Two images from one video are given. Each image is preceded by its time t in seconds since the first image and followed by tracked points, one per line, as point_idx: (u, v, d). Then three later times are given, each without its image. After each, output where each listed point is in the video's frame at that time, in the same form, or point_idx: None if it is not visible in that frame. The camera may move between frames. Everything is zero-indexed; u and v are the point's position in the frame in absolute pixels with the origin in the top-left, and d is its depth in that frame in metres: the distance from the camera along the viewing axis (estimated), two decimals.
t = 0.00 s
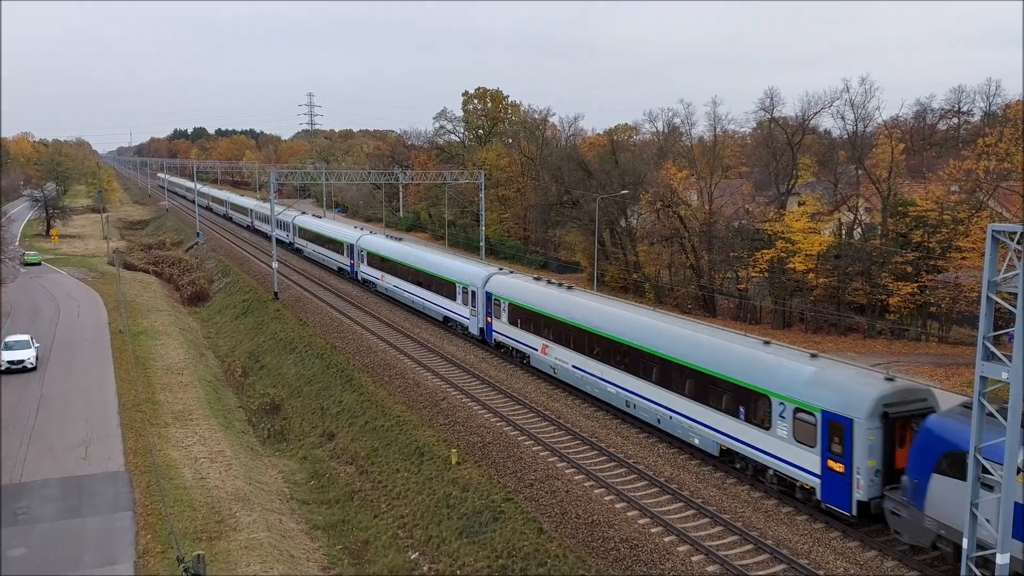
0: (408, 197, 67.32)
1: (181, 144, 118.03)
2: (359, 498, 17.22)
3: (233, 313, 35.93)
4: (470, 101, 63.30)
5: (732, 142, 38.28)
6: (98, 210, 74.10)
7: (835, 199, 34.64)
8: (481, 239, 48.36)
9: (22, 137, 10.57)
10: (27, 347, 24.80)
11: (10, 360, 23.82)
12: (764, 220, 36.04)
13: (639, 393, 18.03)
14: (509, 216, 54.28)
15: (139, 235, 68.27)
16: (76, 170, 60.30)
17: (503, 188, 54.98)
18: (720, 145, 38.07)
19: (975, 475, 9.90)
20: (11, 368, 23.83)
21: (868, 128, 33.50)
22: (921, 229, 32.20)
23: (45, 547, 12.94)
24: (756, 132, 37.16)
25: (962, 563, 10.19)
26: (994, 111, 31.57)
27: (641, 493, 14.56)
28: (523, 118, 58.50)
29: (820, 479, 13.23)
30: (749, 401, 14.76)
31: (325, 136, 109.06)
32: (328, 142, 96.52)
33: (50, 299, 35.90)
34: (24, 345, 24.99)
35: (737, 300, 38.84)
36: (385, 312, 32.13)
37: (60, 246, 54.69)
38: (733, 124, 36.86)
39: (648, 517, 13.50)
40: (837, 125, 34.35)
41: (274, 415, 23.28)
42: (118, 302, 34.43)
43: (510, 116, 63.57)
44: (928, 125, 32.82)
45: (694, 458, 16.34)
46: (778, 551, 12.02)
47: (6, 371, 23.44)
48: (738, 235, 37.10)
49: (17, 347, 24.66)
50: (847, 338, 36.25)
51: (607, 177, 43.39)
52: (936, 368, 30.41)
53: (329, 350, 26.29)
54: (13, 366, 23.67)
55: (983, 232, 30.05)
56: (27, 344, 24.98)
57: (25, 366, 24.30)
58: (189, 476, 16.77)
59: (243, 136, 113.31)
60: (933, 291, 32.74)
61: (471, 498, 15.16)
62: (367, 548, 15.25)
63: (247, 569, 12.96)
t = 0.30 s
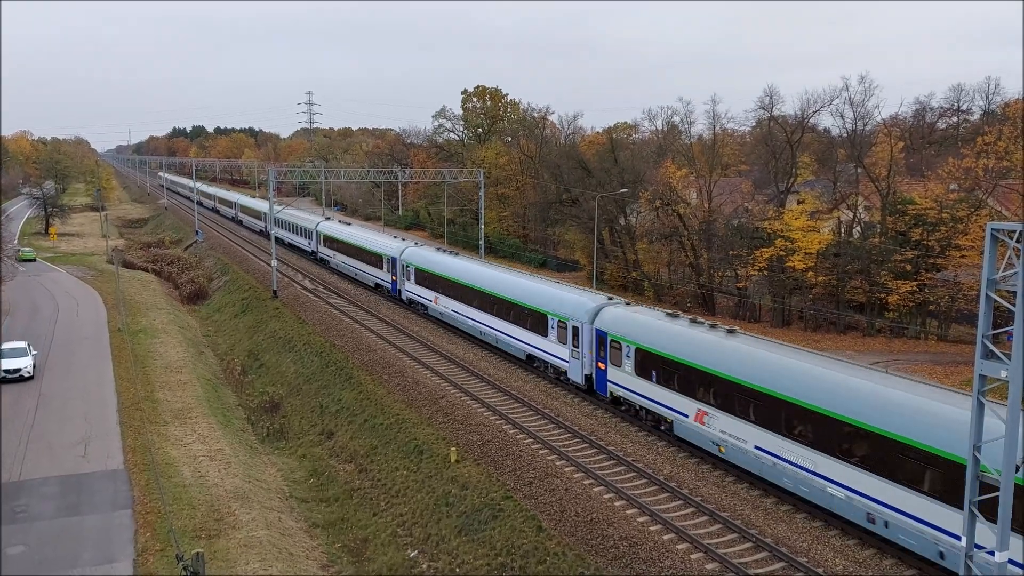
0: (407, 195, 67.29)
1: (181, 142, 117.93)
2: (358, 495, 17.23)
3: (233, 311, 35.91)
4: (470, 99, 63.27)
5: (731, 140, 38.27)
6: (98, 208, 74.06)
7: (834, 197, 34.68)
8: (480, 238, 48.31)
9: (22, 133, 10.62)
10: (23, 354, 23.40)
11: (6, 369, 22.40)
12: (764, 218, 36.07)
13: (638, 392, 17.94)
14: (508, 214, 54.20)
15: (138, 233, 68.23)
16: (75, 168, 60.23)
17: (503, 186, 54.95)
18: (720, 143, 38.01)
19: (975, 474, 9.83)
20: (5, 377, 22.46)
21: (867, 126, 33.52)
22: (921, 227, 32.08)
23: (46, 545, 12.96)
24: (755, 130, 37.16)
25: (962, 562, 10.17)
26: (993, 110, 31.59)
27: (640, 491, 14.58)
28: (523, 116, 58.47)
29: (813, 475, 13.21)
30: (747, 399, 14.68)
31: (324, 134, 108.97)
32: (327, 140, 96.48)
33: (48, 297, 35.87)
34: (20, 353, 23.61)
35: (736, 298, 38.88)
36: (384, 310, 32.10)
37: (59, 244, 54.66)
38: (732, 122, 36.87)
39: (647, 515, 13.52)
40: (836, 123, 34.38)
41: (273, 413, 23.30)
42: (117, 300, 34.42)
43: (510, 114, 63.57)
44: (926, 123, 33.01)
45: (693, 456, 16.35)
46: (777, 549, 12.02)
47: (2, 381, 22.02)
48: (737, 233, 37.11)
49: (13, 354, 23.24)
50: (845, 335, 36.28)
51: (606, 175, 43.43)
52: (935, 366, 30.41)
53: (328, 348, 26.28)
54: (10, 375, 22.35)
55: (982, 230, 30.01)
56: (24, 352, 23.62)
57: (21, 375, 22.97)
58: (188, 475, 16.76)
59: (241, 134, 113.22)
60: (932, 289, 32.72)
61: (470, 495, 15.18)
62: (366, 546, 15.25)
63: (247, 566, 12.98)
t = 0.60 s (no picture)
0: (406, 194, 67.28)
1: (179, 140, 118.08)
2: (357, 494, 17.23)
3: (233, 310, 35.86)
4: (469, 98, 63.22)
5: (730, 139, 38.27)
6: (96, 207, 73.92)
7: (834, 195, 34.73)
8: (479, 236, 48.29)
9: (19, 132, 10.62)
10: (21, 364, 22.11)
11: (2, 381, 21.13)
12: (763, 216, 36.09)
13: (636, 389, 17.94)
14: (507, 213, 54.12)
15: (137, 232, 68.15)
16: (75, 167, 60.21)
17: (502, 184, 54.87)
18: (719, 142, 38.00)
19: (974, 472, 9.82)
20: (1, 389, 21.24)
21: (867, 125, 33.58)
22: (920, 225, 32.20)
23: (45, 544, 12.98)
24: (755, 129, 37.15)
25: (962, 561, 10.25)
26: (992, 108, 31.57)
27: (639, 490, 14.58)
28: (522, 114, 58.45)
29: (815, 474, 13.24)
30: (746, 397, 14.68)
31: (323, 132, 108.87)
32: (326, 139, 96.38)
33: (48, 296, 35.84)
34: (17, 362, 22.46)
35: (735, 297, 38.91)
36: (384, 309, 32.09)
37: (58, 243, 54.58)
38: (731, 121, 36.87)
39: (647, 514, 13.51)
40: (835, 122, 34.39)
41: (273, 412, 23.29)
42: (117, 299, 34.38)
43: (509, 113, 63.50)
44: (926, 122, 32.76)
45: (692, 454, 16.34)
46: (776, 548, 12.03)
47: None
48: (736, 232, 37.12)
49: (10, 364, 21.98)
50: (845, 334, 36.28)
51: (605, 174, 43.49)
52: (934, 365, 30.42)
53: (327, 347, 26.25)
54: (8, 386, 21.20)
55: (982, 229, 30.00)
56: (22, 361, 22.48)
57: (18, 386, 21.71)
58: (187, 473, 16.76)
59: (240, 133, 113.04)
60: (932, 288, 32.69)
61: (469, 494, 15.17)
62: (365, 545, 15.25)
63: (246, 565, 12.97)
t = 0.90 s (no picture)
0: (406, 193, 67.29)
1: (179, 140, 118.03)
2: (357, 493, 17.23)
3: (232, 309, 35.85)
4: (469, 97, 63.21)
5: (730, 138, 38.26)
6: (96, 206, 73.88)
7: (834, 194, 34.72)
8: (479, 236, 48.30)
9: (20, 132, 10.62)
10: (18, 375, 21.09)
11: None
12: (763, 216, 36.10)
13: (637, 389, 17.97)
14: (507, 212, 54.10)
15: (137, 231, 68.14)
16: (75, 166, 60.22)
17: (502, 184, 54.85)
18: (719, 141, 37.98)
19: (974, 471, 9.72)
20: None
21: (866, 124, 33.55)
22: (920, 224, 32.21)
23: (44, 544, 12.96)
24: (755, 128, 37.16)
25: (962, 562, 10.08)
26: (992, 107, 31.55)
27: (639, 489, 14.59)
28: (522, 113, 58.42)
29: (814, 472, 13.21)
30: (746, 395, 14.69)
31: (323, 132, 108.84)
32: (326, 138, 96.32)
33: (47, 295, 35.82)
34: (11, 371, 21.25)
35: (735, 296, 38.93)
36: (384, 308, 32.09)
37: (58, 242, 54.57)
38: (731, 120, 36.87)
39: (647, 513, 13.52)
40: (835, 122, 34.40)
41: (272, 411, 23.29)
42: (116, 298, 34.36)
43: (509, 112, 63.48)
44: (926, 122, 32.67)
45: (692, 453, 16.35)
46: (776, 547, 12.03)
47: None
48: (736, 231, 37.15)
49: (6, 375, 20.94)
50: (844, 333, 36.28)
51: (605, 173, 43.49)
52: (934, 364, 30.41)
53: (327, 346, 26.24)
54: (5, 398, 20.04)
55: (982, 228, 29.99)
56: (17, 371, 21.28)
57: (15, 398, 20.70)
58: (187, 472, 16.75)
59: (239, 132, 112.96)
60: (931, 287, 32.72)
61: (469, 493, 15.17)
62: (365, 544, 15.27)
63: (246, 564, 12.99)
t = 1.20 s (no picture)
0: (406, 192, 67.26)
1: (179, 139, 117.97)
2: (357, 492, 17.23)
3: (232, 307, 35.83)
4: (469, 96, 63.15)
5: (730, 137, 38.23)
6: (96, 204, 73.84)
7: (834, 193, 34.68)
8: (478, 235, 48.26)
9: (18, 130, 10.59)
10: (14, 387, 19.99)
11: None
12: (763, 215, 36.07)
13: (637, 388, 18.01)
14: (507, 211, 54.06)
15: (137, 229, 68.11)
16: (74, 164, 60.22)
17: (502, 182, 54.81)
18: (719, 140, 37.92)
19: (974, 469, 9.71)
20: None
21: (866, 123, 33.51)
22: (920, 223, 32.20)
23: (44, 543, 12.96)
24: (755, 127, 37.14)
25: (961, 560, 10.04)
26: (992, 106, 31.50)
27: (639, 487, 14.60)
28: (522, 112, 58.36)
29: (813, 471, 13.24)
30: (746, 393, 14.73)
31: (323, 130, 108.83)
32: (326, 137, 96.30)
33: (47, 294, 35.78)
34: (9, 383, 20.12)
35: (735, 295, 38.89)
36: (383, 307, 32.07)
37: (58, 240, 54.54)
38: (731, 119, 36.84)
39: (646, 512, 13.53)
40: (835, 120, 34.36)
41: (272, 410, 23.29)
42: (116, 297, 34.34)
43: (508, 111, 63.42)
44: (926, 120, 32.93)
45: (692, 452, 16.35)
46: (776, 546, 12.03)
47: None
48: (736, 230, 37.17)
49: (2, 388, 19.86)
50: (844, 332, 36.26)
51: (605, 171, 43.44)
52: (934, 363, 30.39)
53: (327, 344, 26.23)
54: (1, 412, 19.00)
55: (982, 227, 29.97)
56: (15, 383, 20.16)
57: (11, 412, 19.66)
58: (187, 471, 16.74)
59: (239, 131, 112.88)
60: (931, 286, 32.71)
61: (469, 492, 15.18)
62: (366, 543, 15.28)
63: (246, 563, 13.01)
